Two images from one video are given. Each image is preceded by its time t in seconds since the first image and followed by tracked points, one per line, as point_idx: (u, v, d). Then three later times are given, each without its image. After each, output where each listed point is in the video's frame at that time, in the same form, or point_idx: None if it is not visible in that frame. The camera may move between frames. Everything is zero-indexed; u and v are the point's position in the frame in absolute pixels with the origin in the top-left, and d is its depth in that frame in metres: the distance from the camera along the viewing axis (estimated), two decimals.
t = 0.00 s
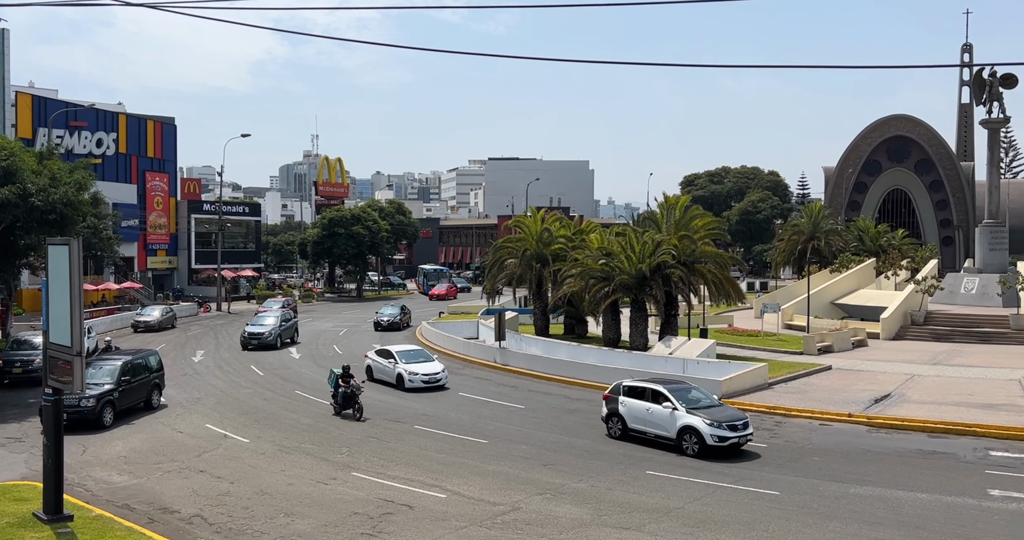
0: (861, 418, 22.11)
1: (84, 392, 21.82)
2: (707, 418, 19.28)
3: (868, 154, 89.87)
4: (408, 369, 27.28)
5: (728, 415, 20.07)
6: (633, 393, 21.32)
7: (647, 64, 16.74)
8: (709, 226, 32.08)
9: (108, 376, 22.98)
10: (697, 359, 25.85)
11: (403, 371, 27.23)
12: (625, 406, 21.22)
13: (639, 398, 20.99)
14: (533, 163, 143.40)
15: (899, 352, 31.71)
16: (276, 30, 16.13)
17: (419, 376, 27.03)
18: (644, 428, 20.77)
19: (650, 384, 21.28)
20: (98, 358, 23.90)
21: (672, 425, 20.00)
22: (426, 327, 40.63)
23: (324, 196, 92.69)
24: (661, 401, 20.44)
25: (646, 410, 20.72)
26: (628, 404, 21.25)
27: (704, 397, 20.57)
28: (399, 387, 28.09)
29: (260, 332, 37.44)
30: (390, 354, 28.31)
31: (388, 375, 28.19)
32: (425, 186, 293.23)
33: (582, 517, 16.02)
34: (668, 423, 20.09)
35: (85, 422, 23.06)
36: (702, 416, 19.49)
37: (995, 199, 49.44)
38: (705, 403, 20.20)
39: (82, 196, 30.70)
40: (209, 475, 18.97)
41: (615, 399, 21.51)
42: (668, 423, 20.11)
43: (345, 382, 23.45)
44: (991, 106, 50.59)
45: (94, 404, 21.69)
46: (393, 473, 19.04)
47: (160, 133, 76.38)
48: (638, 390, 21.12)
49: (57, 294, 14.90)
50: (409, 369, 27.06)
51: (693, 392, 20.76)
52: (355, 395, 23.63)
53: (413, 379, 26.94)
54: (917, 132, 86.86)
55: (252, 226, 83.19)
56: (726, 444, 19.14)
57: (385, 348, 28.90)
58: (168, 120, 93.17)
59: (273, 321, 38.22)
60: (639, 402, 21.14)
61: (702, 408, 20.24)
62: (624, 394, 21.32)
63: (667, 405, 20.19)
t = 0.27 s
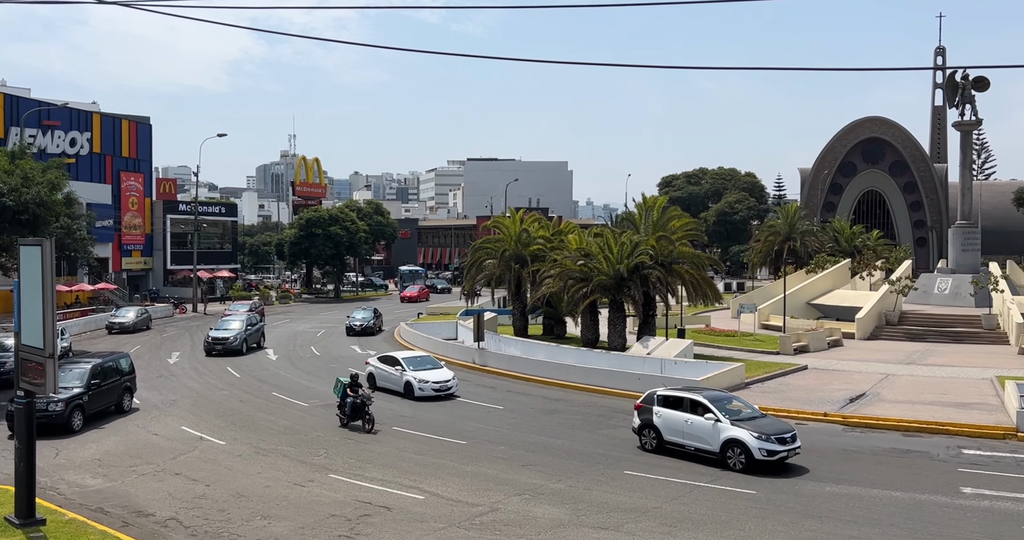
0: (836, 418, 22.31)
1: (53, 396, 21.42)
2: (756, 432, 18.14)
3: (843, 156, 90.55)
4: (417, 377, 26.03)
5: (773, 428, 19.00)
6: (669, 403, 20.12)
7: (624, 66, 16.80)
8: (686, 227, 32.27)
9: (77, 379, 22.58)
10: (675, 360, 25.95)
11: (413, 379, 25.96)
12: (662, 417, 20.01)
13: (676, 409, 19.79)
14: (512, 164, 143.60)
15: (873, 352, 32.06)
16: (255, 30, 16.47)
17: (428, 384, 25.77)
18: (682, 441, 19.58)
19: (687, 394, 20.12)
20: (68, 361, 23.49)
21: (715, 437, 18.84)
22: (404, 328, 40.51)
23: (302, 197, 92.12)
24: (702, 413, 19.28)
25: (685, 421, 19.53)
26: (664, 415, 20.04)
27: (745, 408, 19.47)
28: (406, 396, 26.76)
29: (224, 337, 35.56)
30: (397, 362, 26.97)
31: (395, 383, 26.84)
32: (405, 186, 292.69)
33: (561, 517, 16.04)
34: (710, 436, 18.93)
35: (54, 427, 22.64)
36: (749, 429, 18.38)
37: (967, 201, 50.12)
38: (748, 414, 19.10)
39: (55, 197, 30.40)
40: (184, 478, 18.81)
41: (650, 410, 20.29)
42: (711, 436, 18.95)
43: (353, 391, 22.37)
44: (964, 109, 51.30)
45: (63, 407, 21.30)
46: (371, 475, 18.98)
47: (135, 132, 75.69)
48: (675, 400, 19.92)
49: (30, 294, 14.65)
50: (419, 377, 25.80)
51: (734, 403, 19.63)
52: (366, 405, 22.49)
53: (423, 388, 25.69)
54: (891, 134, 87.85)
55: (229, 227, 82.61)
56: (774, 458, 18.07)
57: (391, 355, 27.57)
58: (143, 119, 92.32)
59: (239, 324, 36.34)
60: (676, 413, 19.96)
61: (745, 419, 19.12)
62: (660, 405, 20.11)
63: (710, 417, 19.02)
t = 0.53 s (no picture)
0: (812, 416, 22.49)
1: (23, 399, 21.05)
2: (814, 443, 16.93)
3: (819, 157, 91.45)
4: (432, 385, 24.83)
5: (827, 440, 17.86)
6: (713, 414, 18.82)
7: (600, 67, 16.86)
8: (664, 228, 32.43)
9: (47, 382, 22.21)
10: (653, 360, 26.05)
11: (428, 387, 24.75)
12: (706, 429, 18.75)
13: (721, 420, 18.52)
14: (492, 165, 143.68)
15: (849, 352, 32.38)
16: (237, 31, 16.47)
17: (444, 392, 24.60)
18: (729, 454, 18.31)
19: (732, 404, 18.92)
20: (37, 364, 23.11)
21: (767, 450, 17.60)
22: (383, 329, 40.39)
23: (279, 197, 91.66)
24: (751, 424, 18.08)
25: (732, 433, 18.29)
26: (707, 427, 18.75)
27: (794, 417, 18.28)
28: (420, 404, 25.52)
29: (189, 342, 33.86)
30: (409, 369, 25.67)
31: (407, 392, 25.58)
32: (384, 187, 291.84)
33: (539, 518, 16.04)
34: (761, 449, 17.70)
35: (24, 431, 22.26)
36: (804, 441, 17.17)
37: (940, 203, 50.76)
38: (800, 424, 17.90)
39: (26, 197, 30.06)
40: (160, 481, 18.63)
41: (692, 421, 18.99)
42: (761, 448, 17.74)
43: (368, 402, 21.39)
44: (938, 111, 51.93)
45: (33, 411, 20.94)
46: (349, 477, 18.89)
47: (110, 132, 74.96)
48: (719, 410, 18.64)
49: None
50: (435, 386, 24.59)
51: (783, 412, 18.41)
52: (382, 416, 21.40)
53: (439, 397, 24.50)
54: (867, 136, 88.81)
55: (205, 227, 81.98)
56: (833, 473, 16.86)
57: (401, 362, 26.25)
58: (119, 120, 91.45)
59: (204, 329, 34.50)
60: (720, 423, 18.69)
61: (796, 430, 17.94)
62: (703, 415, 18.81)
63: (759, 428, 17.82)
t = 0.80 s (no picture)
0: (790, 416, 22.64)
1: None
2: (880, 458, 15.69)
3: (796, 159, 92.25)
4: (454, 394, 23.60)
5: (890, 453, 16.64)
6: (765, 425, 17.61)
7: (575, 67, 16.98)
8: (643, 229, 32.58)
9: (17, 386, 21.83)
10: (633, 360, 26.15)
11: (450, 396, 23.57)
12: (756, 442, 17.48)
13: (775, 432, 17.30)
14: (471, 165, 143.64)
15: (825, 352, 32.65)
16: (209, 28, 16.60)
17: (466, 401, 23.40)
18: (785, 468, 17.05)
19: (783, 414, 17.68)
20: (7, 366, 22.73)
21: (828, 465, 16.34)
22: (362, 330, 40.24)
23: (257, 197, 91.06)
24: (806, 436, 16.85)
25: (788, 446, 17.03)
26: (760, 439, 17.53)
27: (854, 430, 17.06)
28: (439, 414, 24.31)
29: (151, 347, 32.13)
30: (428, 377, 24.41)
31: (426, 401, 24.33)
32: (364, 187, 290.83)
33: (519, 519, 16.03)
34: (820, 463, 16.44)
35: None
36: (869, 455, 15.94)
37: (915, 203, 51.33)
38: (860, 437, 16.70)
39: None
40: (135, 484, 18.43)
41: (743, 433, 17.75)
42: (820, 462, 16.50)
43: (391, 414, 20.44)
44: (913, 113, 52.48)
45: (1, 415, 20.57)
46: (327, 479, 18.79)
47: (85, 131, 74.17)
48: (774, 422, 17.42)
49: None
50: (458, 394, 23.43)
51: (840, 425, 17.21)
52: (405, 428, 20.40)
53: (463, 406, 23.34)
54: (842, 137, 89.73)
55: (182, 228, 81.26)
56: (901, 489, 15.62)
57: (419, 370, 24.97)
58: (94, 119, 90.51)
59: (168, 333, 32.89)
60: (773, 436, 17.47)
61: (857, 443, 16.72)
62: (755, 426, 17.59)
63: (819, 441, 16.57)
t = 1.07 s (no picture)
0: (768, 416, 22.80)
1: None
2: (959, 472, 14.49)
3: (774, 160, 93.00)
4: (484, 403, 22.59)
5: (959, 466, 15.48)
6: (824, 437, 16.31)
7: (550, 69, 17.14)
8: (622, 229, 32.72)
9: None
10: (612, 360, 26.23)
11: (480, 405, 22.57)
12: (817, 454, 16.16)
13: (835, 444, 16.05)
14: (451, 165, 143.57)
15: (803, 352, 32.89)
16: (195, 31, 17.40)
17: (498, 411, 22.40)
18: (848, 483, 15.77)
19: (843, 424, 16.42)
20: None
21: (898, 479, 15.12)
22: (341, 331, 40.08)
23: (235, 197, 90.48)
24: (872, 448, 15.60)
25: (852, 459, 15.74)
26: (818, 451, 16.22)
27: (918, 442, 15.89)
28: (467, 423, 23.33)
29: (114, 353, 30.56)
30: (455, 386, 23.36)
31: (453, 410, 23.31)
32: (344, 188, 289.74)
33: (499, 520, 16.03)
34: (889, 478, 15.21)
35: None
36: (943, 469, 14.77)
37: (891, 205, 51.87)
38: (928, 450, 15.51)
39: None
40: (111, 487, 18.25)
41: (801, 445, 16.43)
42: (889, 477, 15.25)
43: (425, 424, 19.42)
44: (889, 115, 53.04)
45: None
46: (306, 481, 18.69)
47: (60, 130, 73.37)
48: (835, 433, 16.13)
49: None
50: (490, 403, 22.44)
51: (904, 435, 16.01)
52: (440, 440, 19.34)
53: (494, 414, 22.34)
54: (820, 139, 90.48)
55: (159, 228, 80.59)
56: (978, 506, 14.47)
57: (442, 378, 23.91)
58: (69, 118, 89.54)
59: (132, 339, 31.32)
60: (834, 448, 16.18)
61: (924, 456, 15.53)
62: (813, 438, 16.29)
63: (887, 454, 15.33)
